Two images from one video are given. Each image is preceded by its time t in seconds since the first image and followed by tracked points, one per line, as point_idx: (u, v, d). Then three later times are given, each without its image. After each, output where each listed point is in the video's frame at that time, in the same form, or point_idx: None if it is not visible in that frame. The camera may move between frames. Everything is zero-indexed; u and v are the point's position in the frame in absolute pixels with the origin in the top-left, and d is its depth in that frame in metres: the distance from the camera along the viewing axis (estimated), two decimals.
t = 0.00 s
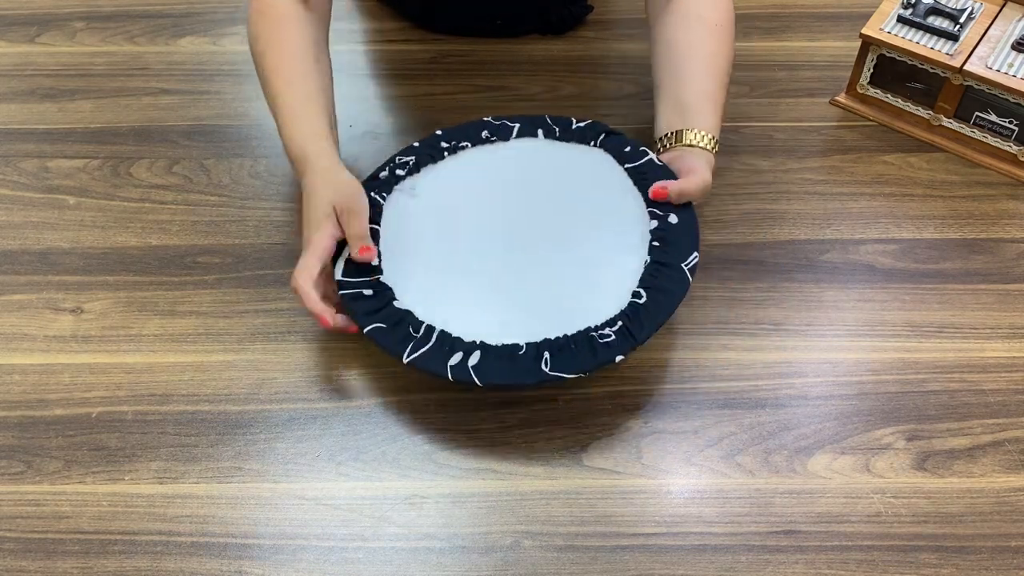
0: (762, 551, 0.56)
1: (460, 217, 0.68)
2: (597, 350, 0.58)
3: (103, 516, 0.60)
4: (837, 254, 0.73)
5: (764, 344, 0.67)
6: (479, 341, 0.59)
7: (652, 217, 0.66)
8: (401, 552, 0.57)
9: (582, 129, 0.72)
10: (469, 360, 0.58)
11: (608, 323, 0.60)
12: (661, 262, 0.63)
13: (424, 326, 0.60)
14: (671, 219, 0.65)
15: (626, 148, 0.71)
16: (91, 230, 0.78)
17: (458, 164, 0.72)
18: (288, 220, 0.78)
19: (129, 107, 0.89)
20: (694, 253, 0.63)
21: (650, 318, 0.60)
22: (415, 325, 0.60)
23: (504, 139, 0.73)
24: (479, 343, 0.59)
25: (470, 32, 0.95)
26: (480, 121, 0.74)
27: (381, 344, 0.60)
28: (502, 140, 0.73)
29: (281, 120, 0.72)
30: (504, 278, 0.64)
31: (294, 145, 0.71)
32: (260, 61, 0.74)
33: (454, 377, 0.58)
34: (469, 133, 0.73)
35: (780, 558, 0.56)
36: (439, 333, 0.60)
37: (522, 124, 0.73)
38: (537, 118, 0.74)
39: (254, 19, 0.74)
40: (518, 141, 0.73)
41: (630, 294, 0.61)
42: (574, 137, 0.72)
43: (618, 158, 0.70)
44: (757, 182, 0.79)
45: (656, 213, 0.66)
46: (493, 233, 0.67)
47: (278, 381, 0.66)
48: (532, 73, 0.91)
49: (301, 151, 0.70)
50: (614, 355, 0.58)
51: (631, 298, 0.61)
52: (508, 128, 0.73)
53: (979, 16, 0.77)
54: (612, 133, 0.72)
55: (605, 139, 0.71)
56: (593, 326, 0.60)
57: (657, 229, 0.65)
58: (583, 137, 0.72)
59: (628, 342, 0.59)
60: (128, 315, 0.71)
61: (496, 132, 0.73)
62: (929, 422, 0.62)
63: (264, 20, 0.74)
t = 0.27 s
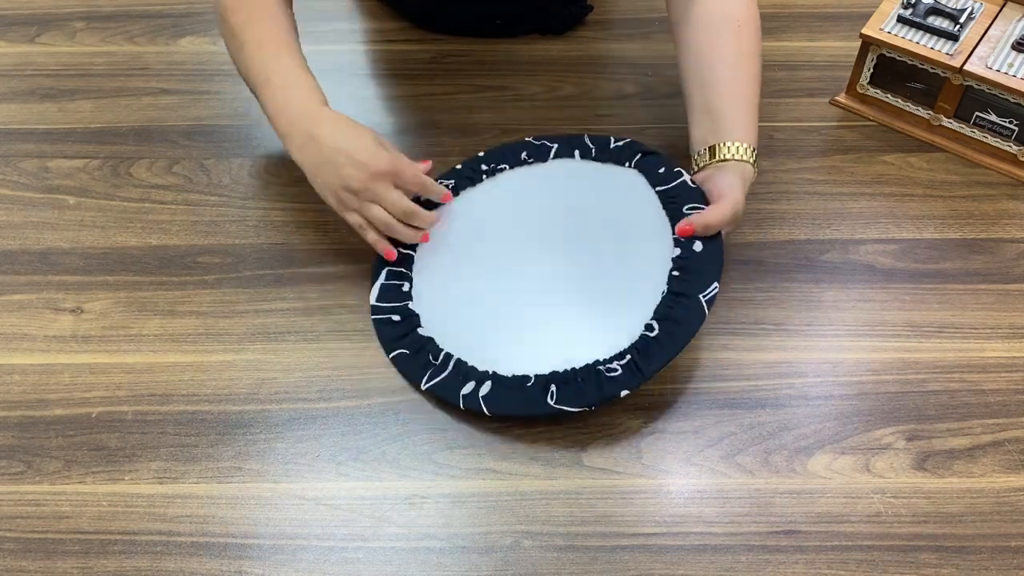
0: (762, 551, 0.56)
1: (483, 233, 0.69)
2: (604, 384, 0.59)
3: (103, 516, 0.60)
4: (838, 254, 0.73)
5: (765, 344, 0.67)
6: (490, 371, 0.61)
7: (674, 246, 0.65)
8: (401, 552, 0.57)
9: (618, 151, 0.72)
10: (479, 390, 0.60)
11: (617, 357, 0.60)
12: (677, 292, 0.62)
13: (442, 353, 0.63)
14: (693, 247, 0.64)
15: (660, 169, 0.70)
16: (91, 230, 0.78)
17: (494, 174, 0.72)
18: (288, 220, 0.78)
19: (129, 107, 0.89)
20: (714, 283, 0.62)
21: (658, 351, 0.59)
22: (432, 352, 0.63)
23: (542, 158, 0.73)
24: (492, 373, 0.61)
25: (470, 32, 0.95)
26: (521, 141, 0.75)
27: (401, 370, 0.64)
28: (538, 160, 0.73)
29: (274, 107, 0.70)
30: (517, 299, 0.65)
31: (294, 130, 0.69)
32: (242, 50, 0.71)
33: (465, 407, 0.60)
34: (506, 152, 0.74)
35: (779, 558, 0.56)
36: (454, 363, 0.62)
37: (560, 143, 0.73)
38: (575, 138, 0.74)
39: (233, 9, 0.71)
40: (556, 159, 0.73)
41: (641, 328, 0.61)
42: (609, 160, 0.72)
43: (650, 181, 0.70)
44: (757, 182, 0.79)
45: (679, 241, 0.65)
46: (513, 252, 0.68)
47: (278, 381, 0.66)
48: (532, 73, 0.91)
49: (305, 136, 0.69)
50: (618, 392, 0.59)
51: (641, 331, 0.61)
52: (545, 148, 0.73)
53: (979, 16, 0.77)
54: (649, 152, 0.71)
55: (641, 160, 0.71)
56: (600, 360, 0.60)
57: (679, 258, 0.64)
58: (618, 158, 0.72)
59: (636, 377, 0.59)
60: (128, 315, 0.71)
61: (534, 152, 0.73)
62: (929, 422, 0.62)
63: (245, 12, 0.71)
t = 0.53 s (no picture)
0: (762, 551, 0.56)
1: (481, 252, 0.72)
2: (544, 413, 0.61)
3: (103, 516, 0.60)
4: (838, 254, 0.73)
5: (765, 344, 0.67)
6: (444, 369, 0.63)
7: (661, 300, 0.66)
8: (401, 553, 0.57)
9: (641, 198, 0.74)
10: (429, 384, 0.63)
11: (567, 389, 0.62)
12: (647, 345, 0.63)
13: (407, 339, 0.65)
14: (679, 306, 0.65)
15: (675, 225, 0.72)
16: (91, 230, 0.78)
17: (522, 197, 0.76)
18: (288, 220, 0.78)
19: (129, 107, 0.89)
20: (684, 347, 0.63)
21: (607, 396, 0.61)
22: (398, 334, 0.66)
23: (566, 185, 0.76)
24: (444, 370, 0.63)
25: (470, 32, 0.95)
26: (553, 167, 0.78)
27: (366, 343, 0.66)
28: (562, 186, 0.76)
29: (301, 114, 0.72)
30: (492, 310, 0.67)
31: (333, 133, 0.71)
32: (260, 60, 0.72)
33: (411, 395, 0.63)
34: (536, 172, 0.77)
35: (780, 558, 0.56)
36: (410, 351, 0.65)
37: (588, 176, 0.76)
38: (605, 176, 0.76)
39: (247, 15, 0.71)
40: (578, 192, 0.76)
41: (599, 368, 0.63)
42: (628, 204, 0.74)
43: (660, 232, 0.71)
44: (757, 182, 0.79)
45: (666, 298, 0.66)
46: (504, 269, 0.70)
47: (278, 381, 0.66)
48: (532, 72, 0.91)
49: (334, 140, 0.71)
50: (554, 423, 0.60)
51: (600, 369, 0.62)
52: (573, 177, 0.76)
53: (979, 16, 0.77)
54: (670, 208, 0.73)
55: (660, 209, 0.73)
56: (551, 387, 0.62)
57: (660, 312, 0.65)
58: (638, 204, 0.74)
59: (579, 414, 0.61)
60: (128, 314, 0.71)
61: (562, 178, 0.76)
62: (929, 422, 0.62)
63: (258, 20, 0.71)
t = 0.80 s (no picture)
0: (762, 551, 0.56)
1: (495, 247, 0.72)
2: (553, 413, 0.62)
3: (103, 516, 0.60)
4: (838, 254, 0.73)
5: (765, 344, 0.67)
6: (454, 366, 0.64)
7: (666, 305, 0.67)
8: (401, 553, 0.57)
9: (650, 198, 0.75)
10: (438, 379, 0.64)
11: (575, 390, 0.62)
12: (653, 349, 0.64)
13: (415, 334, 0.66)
14: (684, 312, 0.66)
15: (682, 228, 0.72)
16: (91, 230, 0.78)
17: (537, 190, 0.77)
18: (288, 220, 0.78)
19: (129, 108, 0.89)
20: (689, 353, 0.65)
21: (615, 400, 0.62)
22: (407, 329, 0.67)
23: (575, 178, 0.77)
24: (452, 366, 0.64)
25: (470, 32, 0.95)
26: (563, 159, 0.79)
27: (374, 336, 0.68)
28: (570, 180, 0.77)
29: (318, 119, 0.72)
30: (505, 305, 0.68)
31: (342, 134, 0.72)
32: (272, 64, 0.73)
33: (418, 387, 0.64)
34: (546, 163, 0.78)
35: (780, 558, 0.56)
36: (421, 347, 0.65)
37: (597, 173, 0.78)
38: (613, 173, 0.78)
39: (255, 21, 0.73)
40: (587, 187, 0.77)
41: (607, 371, 0.63)
42: (636, 203, 0.75)
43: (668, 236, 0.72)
44: (757, 182, 0.79)
45: (672, 302, 0.67)
46: (518, 264, 0.71)
47: (278, 380, 0.66)
48: (532, 72, 0.91)
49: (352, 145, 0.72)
50: (562, 423, 0.61)
51: (607, 371, 0.63)
52: (582, 172, 0.78)
53: (979, 16, 0.77)
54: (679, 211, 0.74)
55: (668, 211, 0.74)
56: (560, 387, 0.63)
57: (667, 317, 0.66)
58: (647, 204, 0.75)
59: (588, 416, 0.62)
60: (128, 314, 0.71)
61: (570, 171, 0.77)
62: (929, 422, 0.62)
63: (265, 25, 0.73)
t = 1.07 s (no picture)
0: (762, 551, 0.56)
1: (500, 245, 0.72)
2: (553, 416, 0.61)
3: (103, 516, 0.60)
4: (838, 254, 0.73)
5: (765, 344, 0.67)
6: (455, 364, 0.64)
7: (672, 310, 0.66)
8: (401, 553, 0.57)
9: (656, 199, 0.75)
10: (439, 376, 0.63)
11: (577, 393, 0.62)
12: (657, 354, 0.64)
13: (419, 329, 0.66)
14: (689, 318, 0.66)
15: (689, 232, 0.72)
16: (91, 230, 0.78)
17: (544, 189, 0.76)
18: (288, 220, 0.78)
19: (129, 108, 0.89)
20: (693, 359, 0.64)
21: (617, 405, 0.62)
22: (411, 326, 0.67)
23: (584, 176, 0.77)
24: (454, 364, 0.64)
25: (470, 32, 0.95)
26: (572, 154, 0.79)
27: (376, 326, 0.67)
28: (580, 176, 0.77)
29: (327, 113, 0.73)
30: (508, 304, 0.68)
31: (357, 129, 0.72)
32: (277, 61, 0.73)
33: (421, 382, 0.64)
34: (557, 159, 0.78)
35: (780, 558, 0.56)
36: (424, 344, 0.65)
37: (606, 169, 0.77)
38: (622, 171, 0.77)
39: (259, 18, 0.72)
40: (596, 185, 0.77)
41: (609, 375, 0.63)
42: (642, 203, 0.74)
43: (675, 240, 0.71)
44: (757, 182, 0.79)
45: (677, 308, 0.67)
46: (521, 266, 0.70)
47: (278, 380, 0.66)
48: (532, 72, 0.91)
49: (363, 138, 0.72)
50: (562, 427, 0.61)
51: (610, 376, 0.63)
52: (591, 168, 0.77)
53: (979, 16, 0.77)
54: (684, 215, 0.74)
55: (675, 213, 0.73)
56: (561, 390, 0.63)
57: (672, 322, 0.66)
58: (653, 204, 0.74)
59: (590, 420, 0.61)
60: (128, 314, 0.71)
61: (579, 167, 0.77)
62: (929, 422, 0.62)
63: (270, 22, 0.72)
